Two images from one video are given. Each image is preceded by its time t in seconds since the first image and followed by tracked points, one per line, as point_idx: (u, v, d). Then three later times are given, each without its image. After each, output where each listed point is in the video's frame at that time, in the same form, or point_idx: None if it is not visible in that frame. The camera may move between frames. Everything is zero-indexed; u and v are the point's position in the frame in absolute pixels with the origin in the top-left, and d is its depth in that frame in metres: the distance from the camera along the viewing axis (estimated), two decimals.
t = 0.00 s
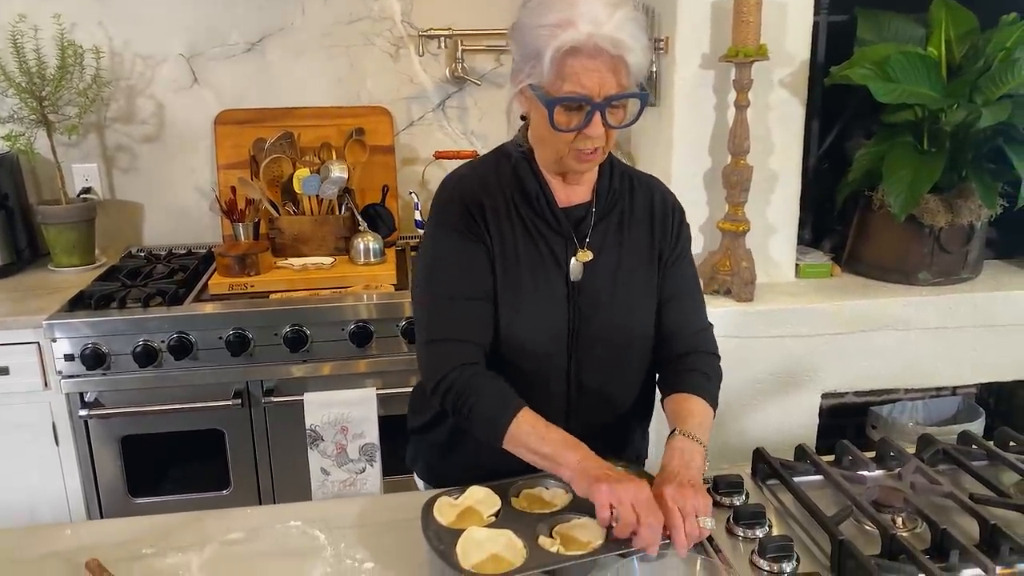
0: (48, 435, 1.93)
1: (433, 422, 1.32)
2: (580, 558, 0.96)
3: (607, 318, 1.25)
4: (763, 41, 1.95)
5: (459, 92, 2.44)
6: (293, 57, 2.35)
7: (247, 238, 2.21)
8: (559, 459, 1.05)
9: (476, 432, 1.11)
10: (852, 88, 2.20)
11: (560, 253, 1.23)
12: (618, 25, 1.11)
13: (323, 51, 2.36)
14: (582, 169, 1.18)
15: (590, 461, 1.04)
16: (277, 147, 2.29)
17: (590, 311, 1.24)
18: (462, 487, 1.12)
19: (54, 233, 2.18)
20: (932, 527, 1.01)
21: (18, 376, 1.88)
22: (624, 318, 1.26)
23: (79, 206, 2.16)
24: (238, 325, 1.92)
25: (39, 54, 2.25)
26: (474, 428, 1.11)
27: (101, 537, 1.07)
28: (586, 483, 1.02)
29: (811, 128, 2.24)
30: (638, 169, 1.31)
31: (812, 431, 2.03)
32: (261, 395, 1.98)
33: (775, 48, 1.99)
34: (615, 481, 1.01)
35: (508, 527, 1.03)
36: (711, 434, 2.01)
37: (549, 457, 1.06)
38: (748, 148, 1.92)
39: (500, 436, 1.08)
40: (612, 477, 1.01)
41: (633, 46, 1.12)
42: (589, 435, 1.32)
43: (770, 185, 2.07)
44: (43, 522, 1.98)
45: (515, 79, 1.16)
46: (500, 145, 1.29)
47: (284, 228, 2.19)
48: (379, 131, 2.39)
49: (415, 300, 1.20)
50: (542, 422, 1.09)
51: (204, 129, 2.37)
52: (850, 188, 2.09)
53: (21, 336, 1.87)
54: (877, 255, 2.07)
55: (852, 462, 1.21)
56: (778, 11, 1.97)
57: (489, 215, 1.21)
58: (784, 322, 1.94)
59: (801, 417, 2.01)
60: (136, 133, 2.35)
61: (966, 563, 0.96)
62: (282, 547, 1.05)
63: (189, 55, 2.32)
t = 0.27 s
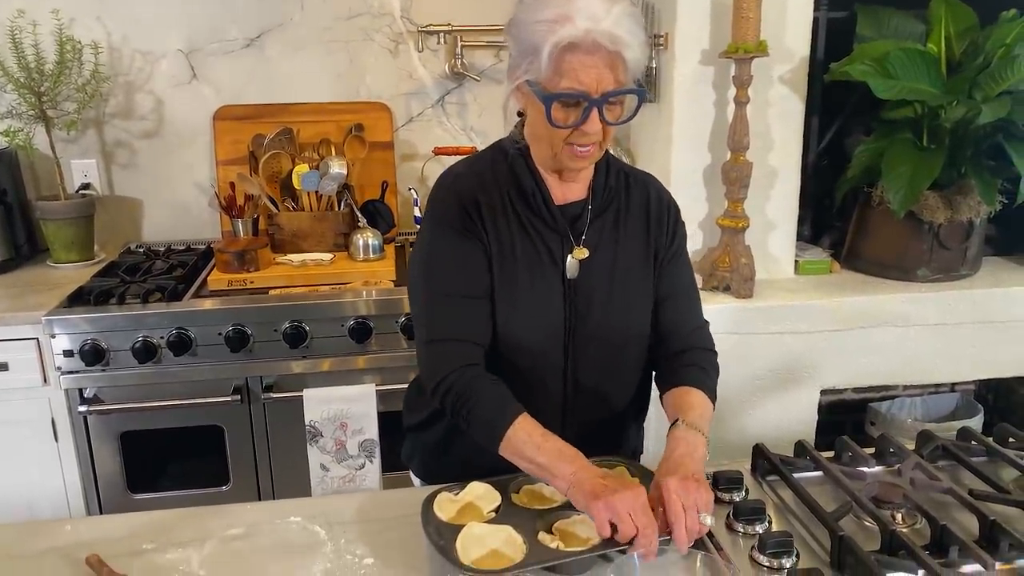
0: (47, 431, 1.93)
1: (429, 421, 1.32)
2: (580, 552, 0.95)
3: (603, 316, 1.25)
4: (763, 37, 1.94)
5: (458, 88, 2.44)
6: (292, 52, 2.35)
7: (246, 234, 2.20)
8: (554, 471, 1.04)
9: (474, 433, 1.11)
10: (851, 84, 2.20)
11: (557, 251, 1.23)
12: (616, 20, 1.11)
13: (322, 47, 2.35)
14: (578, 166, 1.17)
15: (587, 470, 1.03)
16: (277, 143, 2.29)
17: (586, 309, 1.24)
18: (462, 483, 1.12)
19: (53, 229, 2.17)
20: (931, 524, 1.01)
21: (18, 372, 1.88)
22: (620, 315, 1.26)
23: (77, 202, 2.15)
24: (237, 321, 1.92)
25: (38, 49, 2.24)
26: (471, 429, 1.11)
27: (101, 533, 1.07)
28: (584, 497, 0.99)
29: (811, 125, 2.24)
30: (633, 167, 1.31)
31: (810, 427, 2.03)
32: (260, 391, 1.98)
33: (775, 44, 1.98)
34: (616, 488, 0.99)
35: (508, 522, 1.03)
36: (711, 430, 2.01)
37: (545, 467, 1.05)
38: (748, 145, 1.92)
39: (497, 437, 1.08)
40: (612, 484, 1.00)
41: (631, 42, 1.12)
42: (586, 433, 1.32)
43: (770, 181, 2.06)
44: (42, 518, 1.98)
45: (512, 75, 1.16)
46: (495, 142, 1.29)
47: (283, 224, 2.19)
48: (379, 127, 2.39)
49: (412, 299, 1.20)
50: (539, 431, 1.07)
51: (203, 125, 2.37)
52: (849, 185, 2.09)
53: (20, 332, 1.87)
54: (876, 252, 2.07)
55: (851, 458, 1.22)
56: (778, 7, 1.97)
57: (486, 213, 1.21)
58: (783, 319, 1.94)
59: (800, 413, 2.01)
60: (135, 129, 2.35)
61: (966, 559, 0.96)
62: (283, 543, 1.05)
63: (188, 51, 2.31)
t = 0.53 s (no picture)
0: (47, 427, 1.93)
1: (427, 417, 1.32)
2: (580, 549, 0.95)
3: (601, 310, 1.25)
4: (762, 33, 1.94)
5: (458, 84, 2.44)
6: (291, 48, 2.34)
7: (246, 231, 2.21)
8: (555, 461, 1.04)
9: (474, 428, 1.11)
10: (851, 81, 2.20)
11: (553, 246, 1.23)
12: (612, 14, 1.11)
13: (321, 43, 2.35)
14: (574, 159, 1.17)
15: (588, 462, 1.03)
16: (276, 139, 2.29)
17: (584, 303, 1.24)
18: (462, 478, 1.12)
19: (53, 225, 2.17)
20: (931, 519, 1.01)
21: (17, 368, 1.88)
22: (617, 309, 1.26)
23: (76, 198, 2.15)
24: (237, 317, 1.92)
25: (36, 45, 2.24)
26: (471, 423, 1.11)
27: (101, 529, 1.07)
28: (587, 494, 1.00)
29: (810, 121, 2.24)
30: (629, 162, 1.30)
31: (810, 423, 2.03)
32: (260, 388, 1.98)
33: (774, 41, 1.98)
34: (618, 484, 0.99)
35: (508, 518, 1.03)
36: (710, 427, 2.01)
37: (546, 458, 1.05)
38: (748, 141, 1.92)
39: (495, 432, 1.08)
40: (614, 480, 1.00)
41: (626, 35, 1.12)
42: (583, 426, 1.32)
43: (769, 178, 2.06)
44: (42, 515, 1.98)
45: (509, 70, 1.16)
46: (490, 137, 1.29)
47: (282, 220, 2.19)
48: (378, 124, 2.38)
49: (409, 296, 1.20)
50: (537, 420, 1.07)
51: (203, 121, 2.36)
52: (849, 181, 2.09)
53: (19, 328, 1.87)
54: (876, 248, 2.07)
55: (851, 454, 1.22)
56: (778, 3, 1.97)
57: (482, 209, 1.21)
58: (783, 315, 1.93)
59: (799, 409, 2.01)
60: (134, 125, 2.35)
61: (966, 556, 0.97)
62: (283, 539, 1.05)
63: (187, 47, 2.31)
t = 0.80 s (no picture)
0: (47, 424, 1.93)
1: (426, 413, 1.32)
2: (579, 546, 0.96)
3: (599, 305, 1.25)
4: (762, 30, 1.94)
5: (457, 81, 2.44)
6: (290, 45, 2.34)
7: (246, 228, 2.21)
8: (555, 453, 1.04)
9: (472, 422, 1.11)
10: (851, 77, 2.20)
11: (551, 241, 1.23)
12: (619, 5, 1.10)
13: (320, 40, 2.34)
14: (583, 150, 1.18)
15: (584, 453, 1.03)
16: (275, 137, 2.29)
17: (582, 299, 1.24)
18: (461, 474, 1.12)
19: (52, 223, 2.17)
20: (931, 515, 1.02)
21: (17, 365, 1.88)
22: (616, 305, 1.26)
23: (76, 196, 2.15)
24: (237, 314, 1.92)
25: (36, 42, 2.24)
26: (470, 418, 1.10)
27: (102, 525, 1.07)
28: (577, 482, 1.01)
29: (810, 118, 2.24)
30: (627, 159, 1.30)
31: (809, 420, 2.03)
32: (260, 384, 1.98)
33: (774, 37, 1.98)
34: (612, 480, 1.00)
35: (508, 514, 1.04)
36: (710, 423, 2.01)
37: (545, 450, 1.05)
38: (748, 138, 1.91)
39: (494, 426, 1.08)
40: (609, 475, 1.00)
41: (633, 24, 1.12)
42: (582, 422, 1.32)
43: (769, 174, 2.06)
44: (42, 512, 1.98)
45: (515, 67, 1.14)
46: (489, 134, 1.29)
47: (282, 217, 2.18)
48: (378, 120, 2.38)
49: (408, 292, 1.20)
50: (538, 415, 1.07)
51: (202, 118, 2.36)
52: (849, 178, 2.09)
53: (19, 326, 1.87)
54: (875, 245, 2.07)
55: (851, 450, 1.22)
56: None
57: (481, 206, 1.21)
58: (783, 312, 1.93)
59: (798, 406, 2.01)
60: (133, 122, 2.34)
61: (966, 551, 0.97)
62: (283, 536, 1.05)
63: (187, 44, 2.31)
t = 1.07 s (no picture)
0: (47, 423, 1.93)
1: (426, 411, 1.32)
2: (578, 543, 0.96)
3: (599, 301, 1.25)
4: (762, 27, 1.93)
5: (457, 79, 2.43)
6: (290, 43, 2.34)
7: (246, 226, 2.21)
8: (556, 455, 1.05)
9: (476, 420, 1.11)
10: (851, 75, 2.19)
11: (552, 238, 1.23)
12: None
13: (320, 37, 2.34)
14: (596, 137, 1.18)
15: (586, 455, 1.04)
16: (275, 135, 2.29)
17: (583, 296, 1.24)
18: (461, 472, 1.13)
19: (52, 221, 2.17)
20: (931, 513, 1.02)
21: (17, 363, 1.88)
22: (616, 302, 1.26)
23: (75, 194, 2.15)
24: (237, 312, 1.92)
25: (35, 40, 2.24)
26: (473, 417, 1.10)
27: (101, 523, 1.07)
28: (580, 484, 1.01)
29: (810, 115, 2.23)
30: (625, 156, 1.31)
31: (809, 417, 2.03)
32: (260, 382, 1.98)
33: (774, 34, 1.98)
34: (616, 479, 1.00)
35: (507, 512, 1.04)
36: (711, 421, 2.00)
37: (547, 450, 1.06)
38: (747, 135, 1.91)
39: (498, 424, 1.08)
40: (613, 475, 1.01)
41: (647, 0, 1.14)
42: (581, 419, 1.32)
43: (769, 172, 2.06)
44: (42, 510, 1.98)
45: (547, 63, 1.12)
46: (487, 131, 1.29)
47: (282, 215, 2.19)
48: (378, 118, 2.38)
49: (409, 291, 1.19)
50: (541, 417, 1.08)
51: (202, 116, 2.36)
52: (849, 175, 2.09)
53: (19, 324, 1.87)
54: (875, 242, 2.07)
55: (851, 448, 1.22)
56: None
57: (482, 203, 1.20)
58: (783, 310, 1.93)
59: (798, 403, 2.01)
60: (133, 120, 2.34)
61: (965, 548, 0.97)
62: (284, 534, 1.05)
63: (186, 42, 2.30)
